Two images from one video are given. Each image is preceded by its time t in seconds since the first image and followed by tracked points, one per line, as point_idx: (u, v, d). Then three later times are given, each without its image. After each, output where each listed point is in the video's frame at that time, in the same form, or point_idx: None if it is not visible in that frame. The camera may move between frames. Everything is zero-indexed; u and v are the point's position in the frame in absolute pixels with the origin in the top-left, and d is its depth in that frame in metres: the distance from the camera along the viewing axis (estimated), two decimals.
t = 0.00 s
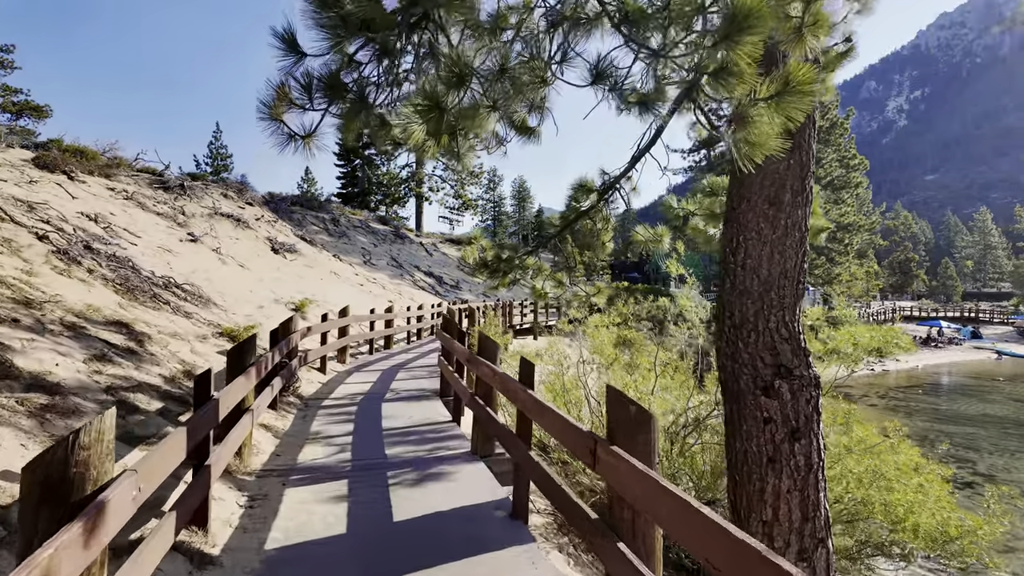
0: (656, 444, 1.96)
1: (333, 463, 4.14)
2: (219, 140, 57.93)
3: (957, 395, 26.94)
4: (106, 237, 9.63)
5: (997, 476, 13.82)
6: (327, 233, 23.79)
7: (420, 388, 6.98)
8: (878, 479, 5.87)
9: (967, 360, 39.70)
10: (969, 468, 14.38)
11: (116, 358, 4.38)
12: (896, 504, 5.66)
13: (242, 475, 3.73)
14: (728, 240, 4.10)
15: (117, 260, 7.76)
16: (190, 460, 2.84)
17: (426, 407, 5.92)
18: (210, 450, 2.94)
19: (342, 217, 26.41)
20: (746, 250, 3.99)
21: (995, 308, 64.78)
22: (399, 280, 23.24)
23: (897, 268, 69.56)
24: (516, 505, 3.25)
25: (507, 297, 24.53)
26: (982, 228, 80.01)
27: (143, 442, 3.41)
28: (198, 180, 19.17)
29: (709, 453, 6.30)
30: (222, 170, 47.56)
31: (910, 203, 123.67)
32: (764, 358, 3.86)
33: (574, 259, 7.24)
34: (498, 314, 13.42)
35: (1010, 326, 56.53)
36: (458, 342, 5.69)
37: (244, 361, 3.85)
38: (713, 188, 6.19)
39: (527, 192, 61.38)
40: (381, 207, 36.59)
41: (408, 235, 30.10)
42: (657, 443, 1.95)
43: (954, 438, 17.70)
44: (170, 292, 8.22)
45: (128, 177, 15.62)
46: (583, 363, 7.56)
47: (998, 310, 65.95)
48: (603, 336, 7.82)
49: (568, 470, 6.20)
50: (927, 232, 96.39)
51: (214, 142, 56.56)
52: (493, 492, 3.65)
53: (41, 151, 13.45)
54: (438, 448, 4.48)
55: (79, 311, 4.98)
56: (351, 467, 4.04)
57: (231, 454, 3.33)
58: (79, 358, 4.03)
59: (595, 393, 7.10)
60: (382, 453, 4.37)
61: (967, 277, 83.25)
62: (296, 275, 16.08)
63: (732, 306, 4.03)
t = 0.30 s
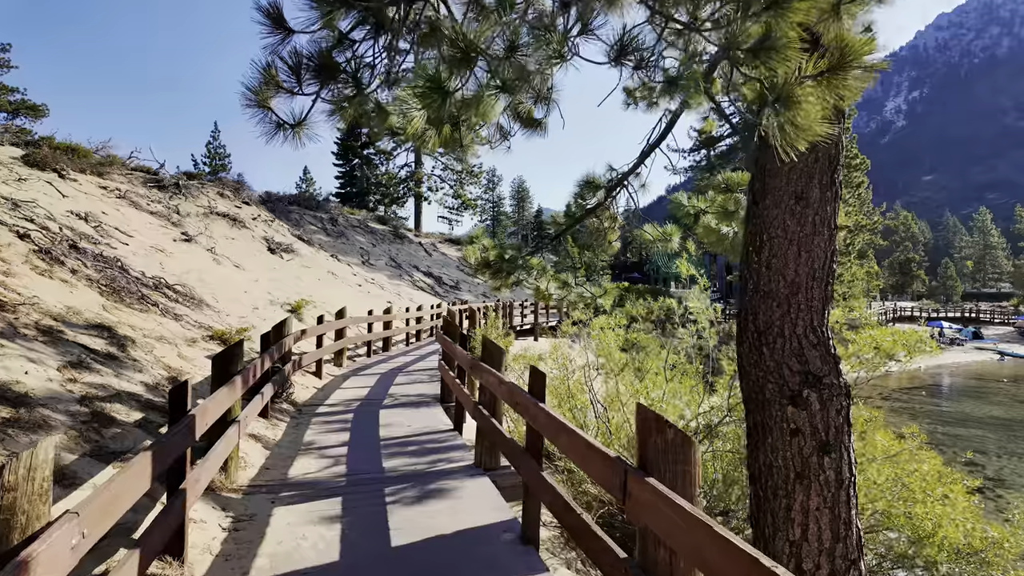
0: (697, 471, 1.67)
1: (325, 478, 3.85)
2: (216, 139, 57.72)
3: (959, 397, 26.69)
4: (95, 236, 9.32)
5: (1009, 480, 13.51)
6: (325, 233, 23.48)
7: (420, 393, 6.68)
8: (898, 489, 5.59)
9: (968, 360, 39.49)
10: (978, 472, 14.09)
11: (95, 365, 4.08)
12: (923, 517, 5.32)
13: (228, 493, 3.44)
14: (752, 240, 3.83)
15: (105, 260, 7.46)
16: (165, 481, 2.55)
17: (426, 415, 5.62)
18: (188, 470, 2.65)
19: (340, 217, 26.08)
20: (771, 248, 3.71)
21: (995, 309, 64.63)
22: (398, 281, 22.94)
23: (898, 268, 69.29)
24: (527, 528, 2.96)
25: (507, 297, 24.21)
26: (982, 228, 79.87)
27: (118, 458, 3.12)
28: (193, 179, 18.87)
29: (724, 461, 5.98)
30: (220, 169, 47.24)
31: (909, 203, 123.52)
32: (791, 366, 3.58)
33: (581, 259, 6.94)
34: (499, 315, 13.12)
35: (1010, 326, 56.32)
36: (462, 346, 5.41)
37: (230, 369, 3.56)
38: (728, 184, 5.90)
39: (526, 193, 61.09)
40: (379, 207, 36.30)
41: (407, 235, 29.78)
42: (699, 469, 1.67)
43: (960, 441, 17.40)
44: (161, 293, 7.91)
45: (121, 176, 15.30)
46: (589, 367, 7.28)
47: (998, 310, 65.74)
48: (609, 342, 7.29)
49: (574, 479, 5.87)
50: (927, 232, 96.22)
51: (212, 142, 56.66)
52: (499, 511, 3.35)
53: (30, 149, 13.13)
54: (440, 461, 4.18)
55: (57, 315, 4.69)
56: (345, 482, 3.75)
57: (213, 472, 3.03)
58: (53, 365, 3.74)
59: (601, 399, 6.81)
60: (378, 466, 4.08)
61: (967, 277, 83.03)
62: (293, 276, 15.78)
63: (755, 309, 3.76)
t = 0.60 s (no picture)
0: (757, 501, 1.42)
1: (321, 491, 3.57)
2: (213, 139, 57.39)
3: (962, 398, 26.46)
4: (85, 234, 9.05)
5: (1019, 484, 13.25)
6: (323, 232, 23.19)
7: (421, 397, 6.40)
8: (922, 497, 5.31)
9: (970, 361, 39.27)
10: (988, 475, 13.82)
11: (74, 370, 3.80)
12: (952, 529, 5.04)
13: (215, 509, 3.17)
14: (779, 236, 3.58)
15: (93, 258, 7.19)
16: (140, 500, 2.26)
17: (427, 421, 5.34)
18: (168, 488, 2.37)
19: (338, 217, 25.79)
20: (801, 245, 3.45)
21: (995, 309, 64.48)
22: (396, 281, 22.66)
23: (897, 268, 69.09)
24: (542, 550, 2.70)
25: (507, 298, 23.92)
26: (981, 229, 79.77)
27: (93, 472, 2.85)
28: (189, 177, 18.58)
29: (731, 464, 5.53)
30: (217, 169, 46.90)
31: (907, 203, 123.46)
32: (823, 371, 3.33)
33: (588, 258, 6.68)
34: (500, 315, 12.83)
35: (1010, 326, 56.18)
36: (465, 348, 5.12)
37: (217, 373, 3.28)
38: (745, 177, 5.62)
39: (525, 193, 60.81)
40: (378, 207, 36.00)
41: (405, 235, 29.48)
42: (759, 498, 1.44)
43: (967, 443, 17.13)
44: (152, 293, 7.63)
45: (114, 173, 15.01)
46: (596, 370, 7.01)
47: (997, 311, 65.59)
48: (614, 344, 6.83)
49: (582, 486, 5.60)
50: (925, 233, 96.09)
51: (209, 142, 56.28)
52: (510, 529, 3.08)
53: (21, 145, 12.82)
54: (443, 472, 3.92)
55: (37, 315, 4.41)
56: (342, 496, 3.48)
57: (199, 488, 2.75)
58: (26, 370, 3.46)
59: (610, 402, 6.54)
60: (378, 478, 3.81)
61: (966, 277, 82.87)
62: (290, 275, 15.50)
63: (784, 310, 3.50)
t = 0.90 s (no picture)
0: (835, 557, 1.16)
1: (313, 511, 3.32)
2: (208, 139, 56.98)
3: (964, 400, 26.27)
4: (72, 234, 8.77)
5: None
6: (319, 232, 22.88)
7: (419, 404, 6.14)
8: (946, 510, 5.07)
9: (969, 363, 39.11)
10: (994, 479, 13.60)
11: (47, 380, 3.53)
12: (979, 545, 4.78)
13: (198, 534, 2.90)
14: (805, 236, 3.34)
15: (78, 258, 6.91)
16: (108, 533, 2.01)
17: (426, 430, 5.08)
18: (140, 520, 2.10)
19: (334, 217, 25.49)
20: (830, 245, 3.21)
21: (993, 310, 64.46)
22: (393, 281, 22.38)
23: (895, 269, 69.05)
24: None
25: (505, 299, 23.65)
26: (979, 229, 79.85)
27: (61, 496, 2.58)
28: (183, 176, 18.27)
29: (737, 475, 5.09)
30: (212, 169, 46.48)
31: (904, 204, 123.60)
32: (854, 381, 3.09)
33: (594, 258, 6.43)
34: (499, 317, 12.57)
35: (1007, 327, 56.16)
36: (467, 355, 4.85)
37: (202, 386, 3.01)
38: (761, 174, 5.36)
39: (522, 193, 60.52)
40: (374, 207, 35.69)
41: (402, 235, 29.19)
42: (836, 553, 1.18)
43: (971, 445, 16.92)
44: (140, 295, 7.35)
45: (105, 172, 14.70)
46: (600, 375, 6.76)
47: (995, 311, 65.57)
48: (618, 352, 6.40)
49: (589, 497, 5.34)
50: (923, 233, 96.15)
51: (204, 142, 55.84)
52: (520, 554, 2.83)
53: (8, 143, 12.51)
54: (445, 489, 3.66)
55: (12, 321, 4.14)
56: (336, 516, 3.23)
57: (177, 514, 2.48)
58: None
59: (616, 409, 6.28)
60: (375, 495, 3.55)
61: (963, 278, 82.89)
62: (285, 276, 15.22)
63: (813, 315, 3.25)
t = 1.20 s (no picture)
0: None
1: (303, 529, 3.03)
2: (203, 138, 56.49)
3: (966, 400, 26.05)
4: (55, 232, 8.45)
5: None
6: (314, 232, 22.54)
7: (417, 409, 5.85)
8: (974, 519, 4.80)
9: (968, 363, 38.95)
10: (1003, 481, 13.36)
11: (12, 387, 3.25)
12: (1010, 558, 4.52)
13: (173, 558, 2.61)
14: (838, 228, 3.06)
15: (59, 256, 6.61)
16: (57, 569, 1.74)
17: (425, 437, 4.79)
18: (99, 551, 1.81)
19: (330, 216, 25.16)
20: (868, 238, 2.93)
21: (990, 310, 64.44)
22: (390, 281, 22.07)
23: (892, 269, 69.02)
24: None
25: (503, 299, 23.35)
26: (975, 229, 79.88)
27: (17, 518, 2.30)
28: (175, 174, 17.93)
29: (748, 484, 4.82)
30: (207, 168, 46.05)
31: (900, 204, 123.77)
32: (895, 387, 2.82)
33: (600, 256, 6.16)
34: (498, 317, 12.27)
35: (1005, 327, 56.11)
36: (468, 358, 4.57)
37: (180, 393, 2.72)
38: (779, 166, 5.08)
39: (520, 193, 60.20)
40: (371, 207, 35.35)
41: (399, 235, 28.87)
42: None
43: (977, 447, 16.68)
44: (125, 295, 7.04)
45: (94, 169, 14.35)
46: (606, 378, 6.49)
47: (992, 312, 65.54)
48: (624, 352, 6.09)
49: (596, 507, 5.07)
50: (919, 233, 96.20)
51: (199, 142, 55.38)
52: None
53: None
54: (447, 504, 3.37)
55: None
56: (327, 535, 2.94)
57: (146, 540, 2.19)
58: None
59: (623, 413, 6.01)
60: (370, 511, 3.26)
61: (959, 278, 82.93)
62: (278, 276, 14.90)
63: (848, 314, 2.97)
